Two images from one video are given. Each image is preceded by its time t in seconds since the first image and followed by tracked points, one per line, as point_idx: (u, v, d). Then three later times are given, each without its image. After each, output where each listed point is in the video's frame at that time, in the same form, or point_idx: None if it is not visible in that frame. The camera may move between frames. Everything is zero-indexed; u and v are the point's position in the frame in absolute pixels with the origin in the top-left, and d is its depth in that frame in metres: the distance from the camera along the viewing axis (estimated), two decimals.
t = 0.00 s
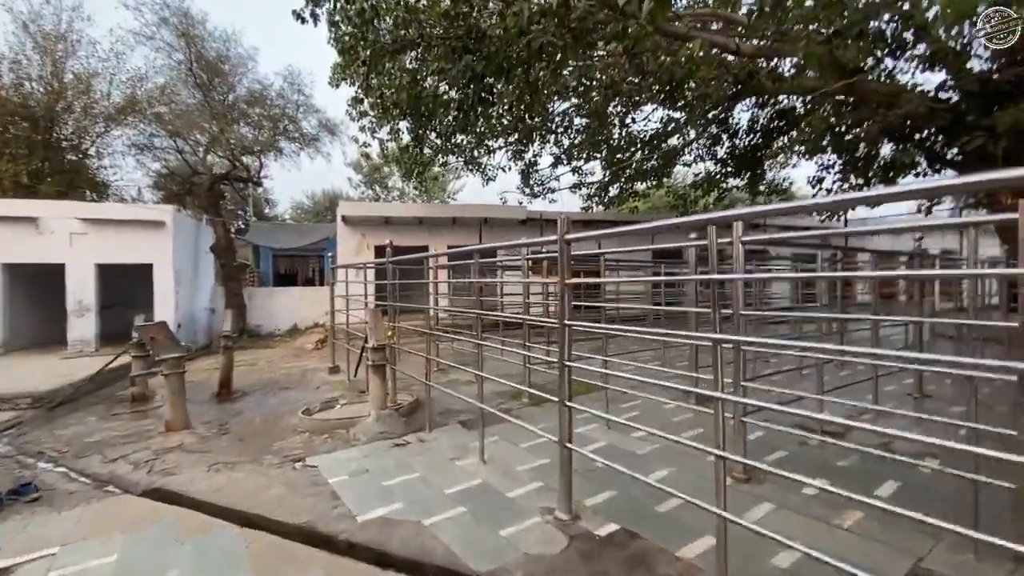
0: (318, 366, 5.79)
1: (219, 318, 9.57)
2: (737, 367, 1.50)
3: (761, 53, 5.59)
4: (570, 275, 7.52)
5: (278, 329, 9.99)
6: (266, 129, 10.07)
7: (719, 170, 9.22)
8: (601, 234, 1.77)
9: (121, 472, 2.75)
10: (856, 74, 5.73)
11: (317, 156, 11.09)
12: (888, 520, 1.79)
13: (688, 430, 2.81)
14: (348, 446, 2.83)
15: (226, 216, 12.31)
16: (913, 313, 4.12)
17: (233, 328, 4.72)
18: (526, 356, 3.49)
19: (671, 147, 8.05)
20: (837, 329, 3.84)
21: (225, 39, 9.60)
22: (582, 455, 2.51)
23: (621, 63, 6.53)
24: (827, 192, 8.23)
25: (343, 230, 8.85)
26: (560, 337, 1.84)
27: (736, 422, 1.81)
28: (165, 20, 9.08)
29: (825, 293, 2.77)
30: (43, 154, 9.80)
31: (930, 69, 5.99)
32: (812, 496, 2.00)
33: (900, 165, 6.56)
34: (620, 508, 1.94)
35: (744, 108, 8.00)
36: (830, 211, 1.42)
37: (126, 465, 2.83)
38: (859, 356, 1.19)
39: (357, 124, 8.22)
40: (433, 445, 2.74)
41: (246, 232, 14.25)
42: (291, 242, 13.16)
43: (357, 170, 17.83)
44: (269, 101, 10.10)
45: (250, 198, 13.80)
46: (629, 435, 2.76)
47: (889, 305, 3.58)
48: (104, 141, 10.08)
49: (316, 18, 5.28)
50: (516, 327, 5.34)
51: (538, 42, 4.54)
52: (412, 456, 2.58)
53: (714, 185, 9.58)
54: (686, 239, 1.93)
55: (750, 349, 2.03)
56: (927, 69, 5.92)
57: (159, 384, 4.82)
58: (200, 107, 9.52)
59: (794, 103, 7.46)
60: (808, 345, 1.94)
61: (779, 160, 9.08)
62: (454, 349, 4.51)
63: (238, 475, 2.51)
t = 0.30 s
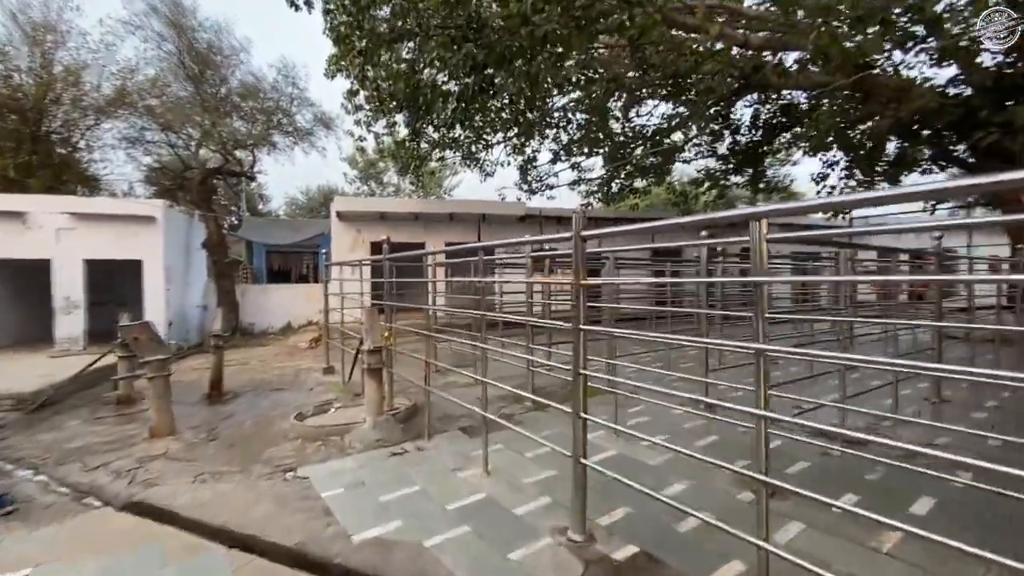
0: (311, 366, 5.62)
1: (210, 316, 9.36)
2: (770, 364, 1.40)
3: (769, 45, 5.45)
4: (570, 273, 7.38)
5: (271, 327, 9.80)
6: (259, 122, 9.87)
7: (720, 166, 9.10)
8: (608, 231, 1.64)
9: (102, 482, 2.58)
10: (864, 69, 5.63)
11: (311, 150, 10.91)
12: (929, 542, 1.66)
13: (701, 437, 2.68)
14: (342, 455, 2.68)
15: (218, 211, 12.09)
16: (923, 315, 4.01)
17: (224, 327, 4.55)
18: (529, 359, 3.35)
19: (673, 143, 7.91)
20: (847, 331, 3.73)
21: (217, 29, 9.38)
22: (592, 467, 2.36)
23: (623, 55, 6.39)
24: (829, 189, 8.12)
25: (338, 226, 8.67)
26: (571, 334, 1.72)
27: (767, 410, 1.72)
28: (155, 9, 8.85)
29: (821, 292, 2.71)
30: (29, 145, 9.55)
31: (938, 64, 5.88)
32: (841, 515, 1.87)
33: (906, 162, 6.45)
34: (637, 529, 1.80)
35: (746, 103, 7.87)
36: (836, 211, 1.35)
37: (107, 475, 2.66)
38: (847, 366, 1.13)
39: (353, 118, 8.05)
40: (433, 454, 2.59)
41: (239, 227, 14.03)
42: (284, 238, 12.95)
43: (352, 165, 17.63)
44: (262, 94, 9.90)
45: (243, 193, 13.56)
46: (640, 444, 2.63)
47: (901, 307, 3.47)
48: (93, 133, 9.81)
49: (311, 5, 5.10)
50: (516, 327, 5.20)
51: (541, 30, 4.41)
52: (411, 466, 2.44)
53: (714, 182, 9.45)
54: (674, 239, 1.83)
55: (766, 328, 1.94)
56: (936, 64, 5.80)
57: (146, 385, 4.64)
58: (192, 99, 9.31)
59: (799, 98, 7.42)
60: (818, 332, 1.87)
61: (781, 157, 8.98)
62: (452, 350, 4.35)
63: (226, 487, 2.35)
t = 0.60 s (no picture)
0: (315, 363, 5.52)
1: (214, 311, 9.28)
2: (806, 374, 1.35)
3: (785, 34, 5.28)
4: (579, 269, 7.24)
5: (275, 322, 9.72)
6: (263, 115, 9.77)
7: (732, 160, 8.90)
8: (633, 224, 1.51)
9: (96, 487, 2.47)
10: (884, 59, 5.45)
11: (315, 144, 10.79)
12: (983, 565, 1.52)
13: (725, 442, 2.55)
14: (347, 459, 2.56)
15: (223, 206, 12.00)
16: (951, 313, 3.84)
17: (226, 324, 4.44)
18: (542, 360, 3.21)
19: (684, 136, 7.74)
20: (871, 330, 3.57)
21: (220, 21, 9.25)
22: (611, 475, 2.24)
23: (634, 43, 6.23)
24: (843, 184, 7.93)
25: (343, 221, 8.55)
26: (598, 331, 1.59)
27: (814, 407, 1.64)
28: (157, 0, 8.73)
29: (838, 288, 2.60)
30: (31, 138, 9.48)
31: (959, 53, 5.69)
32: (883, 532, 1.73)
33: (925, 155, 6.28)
34: (663, 545, 1.67)
35: (758, 95, 7.67)
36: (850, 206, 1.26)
37: (102, 479, 2.56)
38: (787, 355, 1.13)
39: (358, 110, 7.92)
40: (443, 459, 2.47)
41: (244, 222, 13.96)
42: (288, 233, 12.86)
43: (357, 160, 17.51)
44: (266, 87, 9.78)
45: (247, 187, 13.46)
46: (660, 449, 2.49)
47: (931, 305, 3.31)
48: (96, 126, 9.71)
49: None
50: (525, 324, 5.06)
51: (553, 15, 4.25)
52: (419, 473, 2.31)
53: (725, 176, 9.27)
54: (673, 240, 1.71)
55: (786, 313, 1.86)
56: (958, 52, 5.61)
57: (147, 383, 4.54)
58: (195, 92, 9.20)
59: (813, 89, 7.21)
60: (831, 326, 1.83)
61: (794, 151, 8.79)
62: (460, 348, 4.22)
63: (225, 494, 2.24)
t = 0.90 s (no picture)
0: (318, 361, 5.39)
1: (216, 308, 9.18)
2: (898, 373, 1.14)
3: (803, 20, 5.08)
4: (588, 265, 7.07)
5: (279, 319, 9.61)
6: (266, 110, 9.65)
7: (744, 154, 8.69)
8: (666, 208, 1.33)
9: (83, 494, 2.35)
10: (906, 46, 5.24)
11: (319, 139, 10.66)
12: None
13: (751, 448, 2.38)
14: (348, 465, 2.41)
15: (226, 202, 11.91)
16: (982, 311, 3.66)
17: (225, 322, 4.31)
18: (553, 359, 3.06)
19: (695, 128, 7.55)
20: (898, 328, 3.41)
21: (222, 14, 9.13)
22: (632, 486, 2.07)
23: (645, 32, 6.07)
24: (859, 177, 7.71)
25: (347, 216, 8.42)
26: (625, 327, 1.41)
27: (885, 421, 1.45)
28: None
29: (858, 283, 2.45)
30: (32, 134, 9.39)
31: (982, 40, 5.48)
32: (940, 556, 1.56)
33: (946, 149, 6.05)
34: (693, 565, 1.51)
35: (771, 87, 7.48)
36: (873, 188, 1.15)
37: (90, 485, 2.43)
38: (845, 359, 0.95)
39: (362, 104, 7.78)
40: (450, 465, 2.32)
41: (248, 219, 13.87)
42: (293, 230, 12.75)
43: (361, 156, 17.40)
44: (269, 81, 9.65)
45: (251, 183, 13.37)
46: (681, 456, 2.33)
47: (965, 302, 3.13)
48: (98, 122, 9.61)
49: None
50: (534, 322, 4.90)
51: None
52: (424, 480, 2.17)
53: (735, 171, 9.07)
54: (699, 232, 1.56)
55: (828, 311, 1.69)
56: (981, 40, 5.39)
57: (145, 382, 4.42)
58: (197, 86, 9.09)
59: (829, 79, 6.99)
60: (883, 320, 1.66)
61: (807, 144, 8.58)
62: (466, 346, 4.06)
63: (217, 503, 2.10)
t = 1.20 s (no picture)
0: (312, 365, 5.22)
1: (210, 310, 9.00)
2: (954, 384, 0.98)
3: (812, 14, 4.94)
4: (590, 266, 6.92)
5: (274, 321, 9.44)
6: (261, 107, 9.48)
7: (748, 152, 8.54)
8: (693, 204, 1.17)
9: (53, 514, 2.18)
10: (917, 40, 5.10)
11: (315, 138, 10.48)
12: None
13: (771, 464, 2.22)
14: (338, 482, 2.25)
15: (221, 202, 11.73)
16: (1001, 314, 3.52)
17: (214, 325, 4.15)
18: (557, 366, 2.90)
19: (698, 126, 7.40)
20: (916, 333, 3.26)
21: (216, 9, 8.95)
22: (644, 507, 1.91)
23: (648, 27, 5.92)
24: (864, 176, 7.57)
25: (343, 216, 8.24)
26: (645, 338, 1.24)
27: (990, 449, 1.22)
28: None
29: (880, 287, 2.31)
30: (21, 132, 9.20)
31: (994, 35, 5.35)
32: None
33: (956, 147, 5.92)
34: None
35: (776, 84, 7.33)
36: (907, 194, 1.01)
37: (61, 504, 2.26)
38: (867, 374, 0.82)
39: (358, 101, 7.62)
40: (448, 483, 2.15)
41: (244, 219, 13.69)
42: (289, 230, 12.57)
43: (359, 155, 17.22)
44: (264, 78, 9.48)
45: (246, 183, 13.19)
46: (698, 472, 2.17)
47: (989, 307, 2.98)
48: (89, 119, 9.42)
49: None
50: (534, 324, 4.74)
51: None
52: (420, 500, 2.00)
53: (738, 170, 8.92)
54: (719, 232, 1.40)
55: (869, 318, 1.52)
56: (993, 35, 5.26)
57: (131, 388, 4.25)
58: (191, 83, 8.92)
59: (835, 76, 6.84)
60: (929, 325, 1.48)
61: (811, 142, 8.44)
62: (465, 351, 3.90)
63: (194, 526, 1.93)
